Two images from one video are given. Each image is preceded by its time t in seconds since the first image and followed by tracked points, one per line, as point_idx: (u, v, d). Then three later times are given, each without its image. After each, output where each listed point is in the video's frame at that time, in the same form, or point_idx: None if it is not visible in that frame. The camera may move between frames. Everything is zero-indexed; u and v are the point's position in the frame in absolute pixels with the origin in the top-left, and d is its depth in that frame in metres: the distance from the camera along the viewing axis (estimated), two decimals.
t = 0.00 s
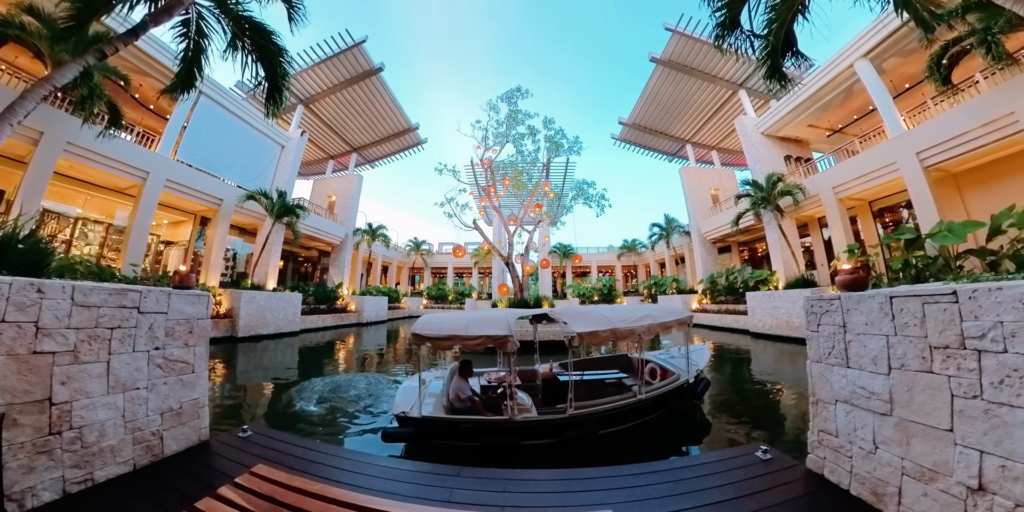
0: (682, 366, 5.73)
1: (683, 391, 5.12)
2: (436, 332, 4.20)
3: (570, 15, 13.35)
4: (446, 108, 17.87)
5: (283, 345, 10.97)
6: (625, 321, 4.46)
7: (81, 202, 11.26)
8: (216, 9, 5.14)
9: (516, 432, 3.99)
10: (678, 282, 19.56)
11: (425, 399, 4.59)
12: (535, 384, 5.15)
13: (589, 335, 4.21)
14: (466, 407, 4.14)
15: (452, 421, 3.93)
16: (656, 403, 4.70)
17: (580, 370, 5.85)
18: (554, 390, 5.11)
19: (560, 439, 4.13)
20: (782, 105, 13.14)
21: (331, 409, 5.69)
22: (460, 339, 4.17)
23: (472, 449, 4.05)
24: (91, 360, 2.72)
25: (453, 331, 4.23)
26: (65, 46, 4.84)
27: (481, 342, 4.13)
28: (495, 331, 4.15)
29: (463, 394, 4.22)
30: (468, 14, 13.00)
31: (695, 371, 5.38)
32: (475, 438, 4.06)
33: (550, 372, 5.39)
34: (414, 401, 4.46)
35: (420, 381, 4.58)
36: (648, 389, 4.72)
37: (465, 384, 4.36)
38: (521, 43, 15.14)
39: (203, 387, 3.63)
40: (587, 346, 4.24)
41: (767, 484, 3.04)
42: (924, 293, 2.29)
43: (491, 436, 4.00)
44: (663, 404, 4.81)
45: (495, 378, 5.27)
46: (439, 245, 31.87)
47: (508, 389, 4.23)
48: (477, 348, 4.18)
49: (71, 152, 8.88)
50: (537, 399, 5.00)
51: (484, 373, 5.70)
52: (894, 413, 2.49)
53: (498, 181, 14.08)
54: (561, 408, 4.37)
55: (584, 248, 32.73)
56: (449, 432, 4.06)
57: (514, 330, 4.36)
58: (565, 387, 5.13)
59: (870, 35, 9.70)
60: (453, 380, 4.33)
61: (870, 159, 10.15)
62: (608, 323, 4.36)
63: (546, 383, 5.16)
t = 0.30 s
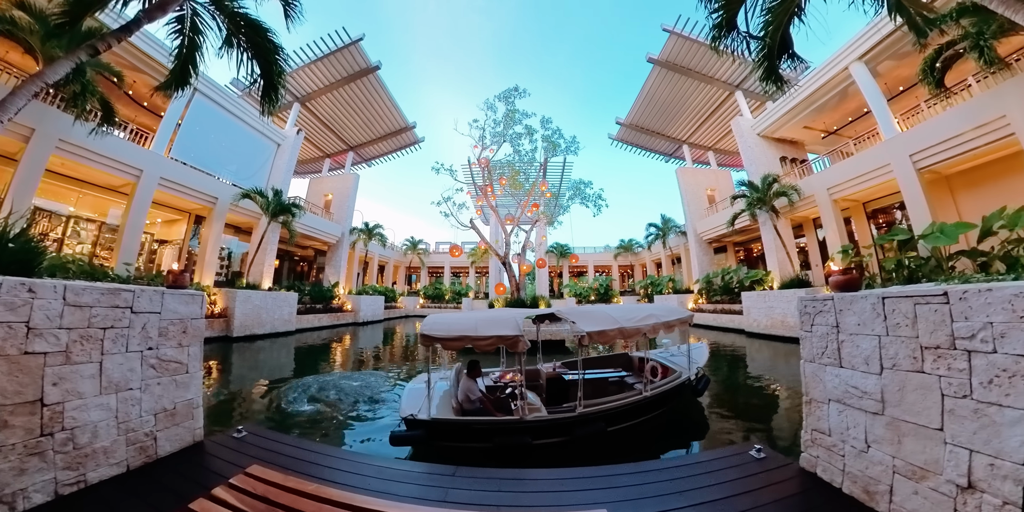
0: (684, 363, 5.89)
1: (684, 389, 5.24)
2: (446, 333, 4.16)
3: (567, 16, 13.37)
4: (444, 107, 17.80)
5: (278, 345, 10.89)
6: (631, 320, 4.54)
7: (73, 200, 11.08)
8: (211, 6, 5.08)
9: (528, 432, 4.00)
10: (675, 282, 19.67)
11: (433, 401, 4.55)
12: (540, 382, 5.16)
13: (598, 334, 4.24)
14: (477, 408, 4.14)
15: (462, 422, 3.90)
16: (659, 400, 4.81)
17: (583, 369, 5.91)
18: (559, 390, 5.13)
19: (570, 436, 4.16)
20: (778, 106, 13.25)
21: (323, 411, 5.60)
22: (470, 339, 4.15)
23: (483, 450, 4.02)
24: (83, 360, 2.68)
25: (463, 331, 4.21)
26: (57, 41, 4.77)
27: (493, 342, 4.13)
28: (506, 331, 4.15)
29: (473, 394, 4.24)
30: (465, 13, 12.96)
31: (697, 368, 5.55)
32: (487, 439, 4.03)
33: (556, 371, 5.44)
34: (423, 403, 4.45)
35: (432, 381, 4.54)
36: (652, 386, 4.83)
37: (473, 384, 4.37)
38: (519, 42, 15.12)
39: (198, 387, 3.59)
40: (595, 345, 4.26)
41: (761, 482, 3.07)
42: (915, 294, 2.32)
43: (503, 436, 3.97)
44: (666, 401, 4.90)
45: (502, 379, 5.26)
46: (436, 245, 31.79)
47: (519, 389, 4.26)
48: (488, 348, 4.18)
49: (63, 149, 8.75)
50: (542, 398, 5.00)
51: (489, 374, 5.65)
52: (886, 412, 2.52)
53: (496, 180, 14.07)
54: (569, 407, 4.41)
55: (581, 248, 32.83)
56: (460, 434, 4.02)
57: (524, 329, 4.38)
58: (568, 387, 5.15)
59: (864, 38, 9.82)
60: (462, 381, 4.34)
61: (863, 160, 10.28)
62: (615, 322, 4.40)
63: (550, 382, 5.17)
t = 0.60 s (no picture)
0: (685, 360, 6.10)
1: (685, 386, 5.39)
2: (458, 335, 4.14)
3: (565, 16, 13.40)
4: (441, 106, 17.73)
5: (274, 345, 10.82)
6: (639, 320, 4.62)
7: (65, 198, 10.92)
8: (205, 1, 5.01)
9: (540, 432, 4.01)
10: (671, 282, 19.78)
11: (442, 402, 4.49)
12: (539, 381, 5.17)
13: (609, 334, 4.26)
14: (488, 410, 4.10)
15: (475, 425, 3.87)
16: (663, 397, 4.94)
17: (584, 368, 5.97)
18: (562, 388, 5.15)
19: (579, 435, 4.22)
20: (773, 108, 13.36)
21: (316, 410, 5.56)
22: (483, 341, 4.13)
23: (495, 451, 3.98)
24: (75, 360, 2.64)
25: (475, 332, 4.18)
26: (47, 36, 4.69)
27: (506, 344, 4.12)
28: (519, 332, 4.16)
29: (484, 396, 4.18)
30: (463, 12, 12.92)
31: (698, 365, 5.72)
32: (498, 440, 4.00)
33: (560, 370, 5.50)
34: (433, 407, 4.36)
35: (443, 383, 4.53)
36: (657, 383, 4.96)
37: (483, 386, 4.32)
38: (517, 41, 15.09)
39: (192, 387, 3.56)
40: (606, 345, 4.29)
41: (754, 480, 3.10)
42: (906, 294, 2.36)
43: (516, 437, 3.96)
44: (668, 397, 5.03)
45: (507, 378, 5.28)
46: (433, 244, 31.71)
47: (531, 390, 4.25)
48: (501, 349, 4.16)
49: (54, 146, 8.60)
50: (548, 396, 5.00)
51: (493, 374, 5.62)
52: (878, 410, 2.56)
53: (492, 180, 14.07)
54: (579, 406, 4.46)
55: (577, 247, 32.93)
56: (471, 436, 3.98)
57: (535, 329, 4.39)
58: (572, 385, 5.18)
59: (858, 42, 9.94)
60: (473, 381, 4.29)
61: (857, 162, 10.40)
62: (623, 322, 4.46)
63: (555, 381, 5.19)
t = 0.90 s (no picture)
0: (687, 357, 6.17)
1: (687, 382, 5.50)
2: (471, 338, 4.10)
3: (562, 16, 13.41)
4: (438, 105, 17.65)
5: (269, 344, 10.73)
6: (646, 320, 4.70)
7: (54, 196, 10.72)
8: None
9: (553, 432, 4.04)
10: (666, 281, 19.92)
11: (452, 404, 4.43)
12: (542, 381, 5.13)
13: (619, 335, 4.28)
14: (502, 411, 4.07)
15: (489, 427, 3.86)
16: (669, 393, 5.03)
17: (587, 366, 5.98)
18: (567, 386, 5.14)
19: (591, 433, 4.29)
20: (768, 110, 13.48)
21: (313, 410, 5.53)
22: (497, 343, 4.08)
23: (510, 452, 3.99)
24: (65, 361, 2.60)
25: (489, 335, 4.14)
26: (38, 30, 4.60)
27: (520, 346, 4.09)
28: (533, 333, 4.14)
29: (497, 397, 4.14)
30: (461, 11, 12.87)
31: (699, 363, 5.79)
32: (511, 441, 4.00)
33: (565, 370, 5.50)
34: (445, 409, 4.25)
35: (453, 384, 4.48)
36: (662, 380, 5.05)
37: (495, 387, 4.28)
38: (514, 40, 15.07)
39: (185, 388, 3.51)
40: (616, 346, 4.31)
41: (749, 479, 3.13)
42: (898, 294, 2.39)
43: (530, 437, 4.00)
44: (673, 393, 5.14)
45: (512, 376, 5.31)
46: (429, 243, 31.65)
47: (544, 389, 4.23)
48: (514, 351, 4.13)
49: (44, 142, 8.45)
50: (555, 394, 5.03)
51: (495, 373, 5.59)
52: (870, 409, 2.60)
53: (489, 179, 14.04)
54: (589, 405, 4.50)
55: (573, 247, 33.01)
56: (485, 438, 3.97)
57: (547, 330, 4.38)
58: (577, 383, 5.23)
59: (853, 45, 10.07)
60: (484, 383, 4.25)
61: (851, 164, 10.53)
62: (632, 322, 4.50)
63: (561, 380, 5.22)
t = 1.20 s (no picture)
0: (687, 355, 6.24)
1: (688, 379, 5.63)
2: (485, 339, 4.06)
3: (560, 16, 13.48)
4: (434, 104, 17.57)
5: (263, 344, 10.61)
6: (652, 318, 4.78)
7: (43, 193, 10.53)
8: None
9: (567, 431, 4.07)
10: (662, 281, 20.06)
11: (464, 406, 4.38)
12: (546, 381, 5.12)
13: (630, 333, 4.32)
14: (517, 411, 4.06)
15: (504, 427, 3.85)
16: (673, 389, 5.14)
17: (589, 365, 6.01)
18: (574, 384, 5.16)
19: (602, 430, 4.31)
20: (764, 111, 13.60)
21: (309, 410, 5.49)
22: (513, 344, 4.06)
23: (524, 451, 3.99)
24: (53, 362, 2.55)
25: (503, 335, 4.11)
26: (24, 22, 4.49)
27: (535, 346, 4.09)
28: (548, 333, 4.15)
29: (511, 397, 4.13)
30: (459, 10, 12.83)
31: (700, 360, 5.86)
32: (524, 440, 3.99)
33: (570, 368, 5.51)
34: (459, 412, 4.20)
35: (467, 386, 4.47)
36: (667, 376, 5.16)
37: (508, 386, 4.27)
38: (512, 40, 15.05)
39: (176, 389, 3.46)
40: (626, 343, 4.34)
41: (742, 477, 3.15)
42: (890, 295, 2.43)
43: (545, 437, 4.02)
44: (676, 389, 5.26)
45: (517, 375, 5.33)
46: (425, 242, 31.54)
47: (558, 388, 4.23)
48: (530, 352, 4.12)
49: (33, 138, 8.29)
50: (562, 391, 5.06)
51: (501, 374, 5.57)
52: (862, 408, 2.64)
53: (485, 178, 14.01)
54: (601, 402, 4.55)
55: (569, 246, 33.09)
56: (500, 439, 3.95)
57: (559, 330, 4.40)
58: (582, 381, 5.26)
59: (847, 48, 10.20)
60: (498, 384, 4.28)
61: (844, 166, 10.67)
62: (639, 321, 4.58)
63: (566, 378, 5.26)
